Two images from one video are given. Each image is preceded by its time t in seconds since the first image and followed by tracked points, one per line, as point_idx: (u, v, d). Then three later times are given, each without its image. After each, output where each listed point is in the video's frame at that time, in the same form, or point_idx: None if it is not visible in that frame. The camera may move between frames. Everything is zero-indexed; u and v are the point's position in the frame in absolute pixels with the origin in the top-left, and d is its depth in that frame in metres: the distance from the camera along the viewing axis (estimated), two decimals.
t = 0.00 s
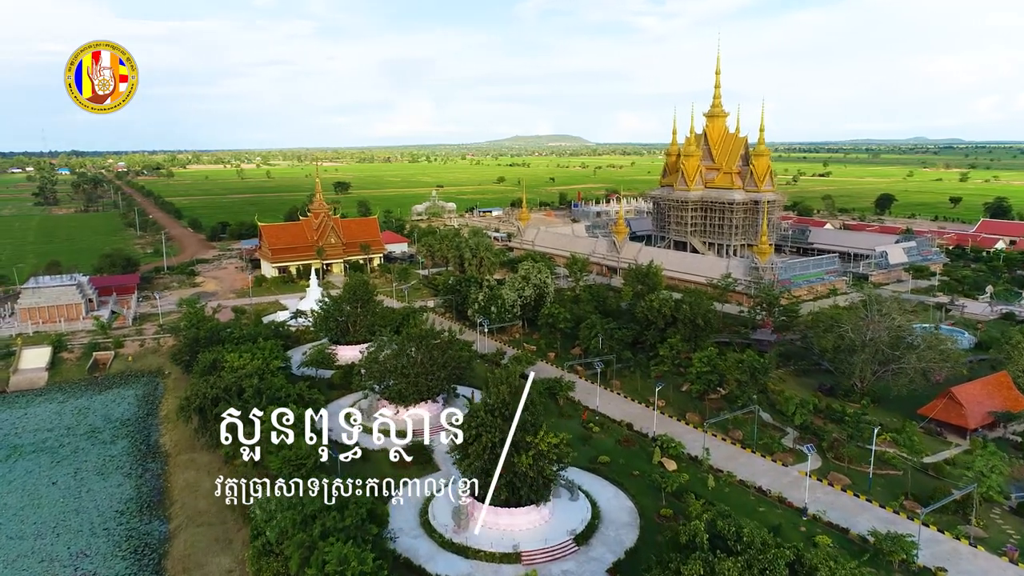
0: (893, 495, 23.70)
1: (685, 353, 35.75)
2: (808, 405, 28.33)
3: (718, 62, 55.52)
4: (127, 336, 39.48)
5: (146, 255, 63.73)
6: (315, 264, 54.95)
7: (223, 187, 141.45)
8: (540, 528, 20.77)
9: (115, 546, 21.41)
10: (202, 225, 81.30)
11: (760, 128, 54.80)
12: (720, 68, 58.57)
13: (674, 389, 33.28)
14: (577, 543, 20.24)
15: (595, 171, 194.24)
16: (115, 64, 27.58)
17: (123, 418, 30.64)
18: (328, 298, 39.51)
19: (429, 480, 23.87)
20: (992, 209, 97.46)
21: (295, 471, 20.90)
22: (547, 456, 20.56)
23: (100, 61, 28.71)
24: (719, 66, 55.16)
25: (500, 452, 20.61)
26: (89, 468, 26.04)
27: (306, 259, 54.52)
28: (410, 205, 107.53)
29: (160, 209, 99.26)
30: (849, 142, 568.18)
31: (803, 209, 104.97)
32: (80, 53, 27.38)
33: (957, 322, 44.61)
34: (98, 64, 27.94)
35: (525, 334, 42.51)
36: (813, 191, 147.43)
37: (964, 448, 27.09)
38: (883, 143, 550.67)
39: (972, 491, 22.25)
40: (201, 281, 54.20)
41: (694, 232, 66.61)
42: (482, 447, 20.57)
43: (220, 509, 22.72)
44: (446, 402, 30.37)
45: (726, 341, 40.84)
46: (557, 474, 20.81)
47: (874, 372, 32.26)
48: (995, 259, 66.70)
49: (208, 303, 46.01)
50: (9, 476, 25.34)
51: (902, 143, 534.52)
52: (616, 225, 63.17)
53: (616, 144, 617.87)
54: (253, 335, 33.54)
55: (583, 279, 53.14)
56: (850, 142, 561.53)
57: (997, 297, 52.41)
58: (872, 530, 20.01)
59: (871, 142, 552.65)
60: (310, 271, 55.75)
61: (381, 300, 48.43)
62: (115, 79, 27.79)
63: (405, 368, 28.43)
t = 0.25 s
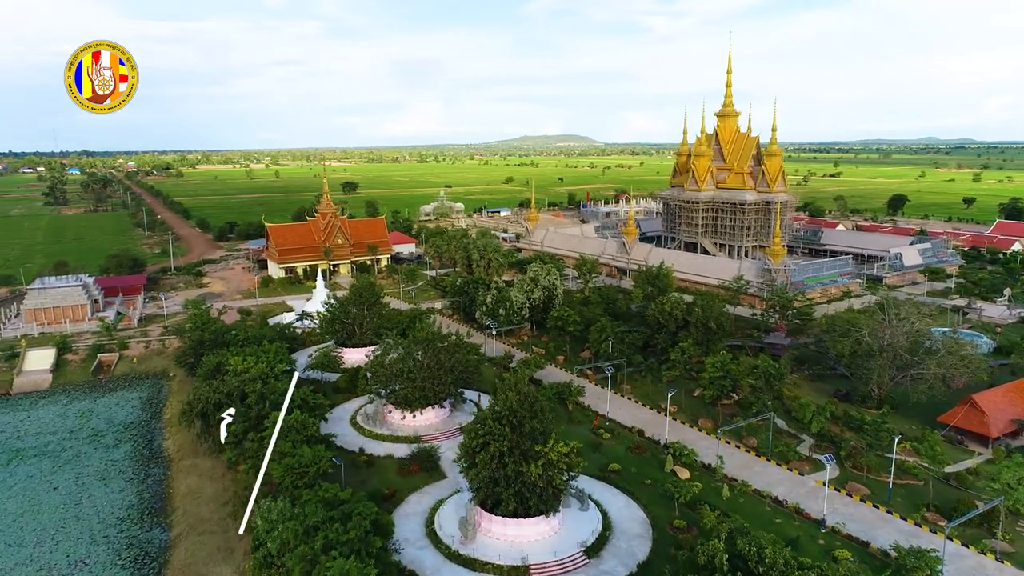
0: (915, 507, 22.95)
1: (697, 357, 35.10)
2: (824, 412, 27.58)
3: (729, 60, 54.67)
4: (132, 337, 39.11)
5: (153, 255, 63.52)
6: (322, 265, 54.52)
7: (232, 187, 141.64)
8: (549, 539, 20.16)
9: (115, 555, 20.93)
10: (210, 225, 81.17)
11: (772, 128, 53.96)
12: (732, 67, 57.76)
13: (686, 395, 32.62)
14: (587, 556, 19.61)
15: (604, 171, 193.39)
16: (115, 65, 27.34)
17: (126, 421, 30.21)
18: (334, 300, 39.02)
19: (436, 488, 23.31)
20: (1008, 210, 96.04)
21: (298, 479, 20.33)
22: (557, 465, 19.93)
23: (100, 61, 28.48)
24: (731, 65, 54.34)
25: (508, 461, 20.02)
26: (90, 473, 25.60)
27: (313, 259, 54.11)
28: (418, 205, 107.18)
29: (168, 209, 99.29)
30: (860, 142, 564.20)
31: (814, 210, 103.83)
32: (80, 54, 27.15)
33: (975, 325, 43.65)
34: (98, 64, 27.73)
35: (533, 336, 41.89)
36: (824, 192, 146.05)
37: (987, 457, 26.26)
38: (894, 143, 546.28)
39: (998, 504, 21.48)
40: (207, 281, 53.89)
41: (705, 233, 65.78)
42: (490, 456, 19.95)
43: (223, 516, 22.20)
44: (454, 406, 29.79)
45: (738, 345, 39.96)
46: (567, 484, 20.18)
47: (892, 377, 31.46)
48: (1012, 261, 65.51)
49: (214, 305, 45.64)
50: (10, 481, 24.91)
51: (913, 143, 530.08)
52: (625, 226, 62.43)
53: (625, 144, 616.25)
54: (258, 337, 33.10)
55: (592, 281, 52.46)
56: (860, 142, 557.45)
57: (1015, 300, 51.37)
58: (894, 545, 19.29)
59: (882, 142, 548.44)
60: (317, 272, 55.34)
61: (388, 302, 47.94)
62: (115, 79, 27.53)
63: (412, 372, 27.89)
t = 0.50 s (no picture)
0: (934, 517, 22.33)
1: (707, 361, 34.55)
2: (839, 418, 26.96)
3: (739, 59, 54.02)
4: (137, 338, 38.82)
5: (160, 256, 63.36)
6: (328, 265, 54.19)
7: (240, 187, 141.87)
8: (558, 549, 19.68)
9: (116, 561, 20.56)
10: (217, 225, 81.06)
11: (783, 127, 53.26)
12: (742, 66, 57.11)
13: (697, 399, 32.07)
14: (597, 566, 19.11)
15: (611, 171, 192.58)
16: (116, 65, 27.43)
17: (130, 424, 29.89)
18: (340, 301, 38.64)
19: (442, 494, 22.85)
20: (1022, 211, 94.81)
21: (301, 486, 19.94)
22: (566, 474, 19.43)
23: (100, 61, 28.43)
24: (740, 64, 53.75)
25: (515, 469, 19.54)
26: (92, 477, 25.26)
27: (319, 260, 53.78)
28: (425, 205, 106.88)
29: (176, 208, 99.33)
30: (869, 142, 560.50)
31: (825, 211, 102.80)
32: (80, 54, 27.20)
33: (991, 329, 42.85)
34: (98, 64, 27.72)
35: (541, 339, 41.41)
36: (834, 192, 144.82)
37: (1008, 465, 25.56)
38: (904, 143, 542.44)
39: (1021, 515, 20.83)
40: (214, 282, 53.64)
41: (714, 234, 65.08)
42: (497, 464, 19.45)
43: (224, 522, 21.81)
44: (460, 410, 29.31)
45: (749, 347, 39.77)
46: (576, 492, 19.68)
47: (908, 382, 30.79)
48: None
49: (219, 306, 45.32)
50: (11, 485, 24.60)
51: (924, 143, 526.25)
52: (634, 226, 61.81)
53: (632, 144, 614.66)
54: (263, 339, 32.75)
55: (600, 282, 51.91)
56: (870, 142, 553.83)
57: None
58: (914, 558, 18.69)
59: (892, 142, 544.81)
60: (323, 273, 55.03)
61: (395, 303, 47.57)
62: (115, 79, 27.55)
63: (419, 375, 27.47)
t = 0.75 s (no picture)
0: (955, 529, 21.73)
1: (719, 365, 33.97)
2: (856, 424, 26.34)
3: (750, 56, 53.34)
4: (142, 339, 38.55)
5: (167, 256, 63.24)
6: (335, 266, 53.90)
7: (249, 186, 141.98)
8: (567, 558, 19.21)
9: (117, 568, 20.20)
10: (225, 225, 81.03)
11: (795, 127, 52.58)
12: (753, 64, 56.43)
13: (709, 404, 31.51)
14: None
15: (620, 172, 191.78)
16: (116, 66, 27.82)
17: (134, 426, 29.57)
18: (346, 302, 38.27)
19: (449, 501, 22.41)
20: None
21: (304, 495, 19.56)
22: (576, 482, 18.95)
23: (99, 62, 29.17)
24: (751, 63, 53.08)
25: (524, 477, 19.06)
26: (95, 481, 24.94)
27: (326, 260, 53.52)
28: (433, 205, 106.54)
29: (185, 208, 99.49)
30: (880, 142, 556.62)
31: (836, 212, 101.72)
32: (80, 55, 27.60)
33: (1009, 332, 42.05)
34: (98, 64, 29.53)
35: (549, 341, 40.93)
36: (845, 193, 143.49)
37: None
38: (915, 143, 538.75)
39: None
40: (220, 282, 53.43)
41: (725, 235, 64.36)
42: (505, 472, 18.98)
43: (225, 529, 21.40)
44: (467, 414, 28.87)
45: (761, 351, 39.35)
46: (586, 501, 19.20)
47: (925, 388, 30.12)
48: None
49: (225, 307, 45.06)
50: (14, 488, 24.31)
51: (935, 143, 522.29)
52: (644, 227, 61.17)
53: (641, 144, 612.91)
54: (269, 340, 32.42)
55: (610, 283, 51.36)
56: (881, 142, 550.10)
57: None
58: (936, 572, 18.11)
59: (903, 142, 540.88)
60: (331, 273, 54.71)
61: (402, 304, 47.19)
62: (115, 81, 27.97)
63: (425, 379, 27.06)
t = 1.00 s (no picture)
0: (979, 541, 21.01)
1: (732, 369, 33.30)
2: (875, 432, 25.63)
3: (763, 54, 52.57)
4: (149, 340, 38.30)
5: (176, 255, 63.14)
6: (343, 266, 53.57)
7: (258, 186, 142.11)
8: (577, 570, 18.66)
9: None
10: (234, 224, 80.98)
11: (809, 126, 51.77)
12: (766, 63, 55.61)
13: (722, 410, 30.88)
14: None
15: (630, 172, 190.82)
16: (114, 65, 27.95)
17: (139, 429, 29.27)
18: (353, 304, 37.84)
19: (457, 509, 21.91)
20: None
21: (308, 503, 19.28)
22: (587, 491, 18.40)
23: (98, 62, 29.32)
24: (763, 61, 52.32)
25: (534, 486, 18.52)
26: (98, 485, 24.61)
27: (334, 260, 53.19)
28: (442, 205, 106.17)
29: (194, 208, 99.63)
30: (892, 142, 552.01)
31: (849, 213, 100.52)
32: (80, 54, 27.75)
33: None
34: (98, 65, 29.98)
35: (559, 343, 40.39)
36: (858, 193, 142.03)
37: None
38: (928, 143, 533.85)
39: None
40: (228, 282, 53.22)
41: (737, 236, 63.59)
42: (513, 481, 18.44)
43: (229, 536, 20.99)
44: (475, 419, 28.38)
45: (774, 355, 38.65)
46: (597, 511, 18.64)
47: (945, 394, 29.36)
48: None
49: (232, 308, 44.77)
50: (16, 492, 24.02)
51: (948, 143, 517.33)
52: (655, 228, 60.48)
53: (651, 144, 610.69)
54: (275, 342, 32.04)
55: (620, 285, 50.72)
56: (893, 142, 545.46)
57: None
58: None
59: (915, 142, 536.08)
60: (338, 274, 54.33)
61: (410, 305, 46.75)
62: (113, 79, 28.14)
63: (433, 383, 26.57)
